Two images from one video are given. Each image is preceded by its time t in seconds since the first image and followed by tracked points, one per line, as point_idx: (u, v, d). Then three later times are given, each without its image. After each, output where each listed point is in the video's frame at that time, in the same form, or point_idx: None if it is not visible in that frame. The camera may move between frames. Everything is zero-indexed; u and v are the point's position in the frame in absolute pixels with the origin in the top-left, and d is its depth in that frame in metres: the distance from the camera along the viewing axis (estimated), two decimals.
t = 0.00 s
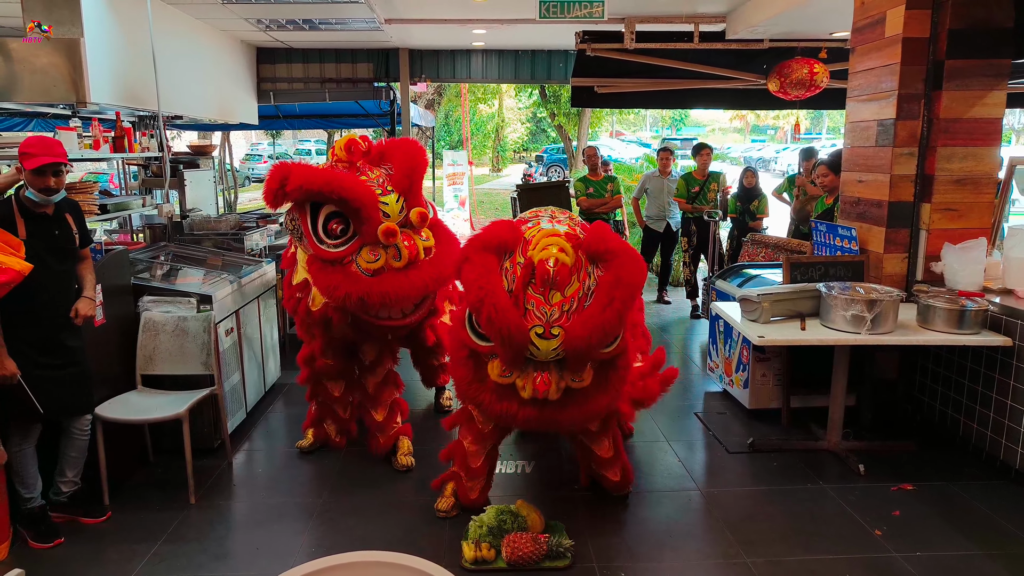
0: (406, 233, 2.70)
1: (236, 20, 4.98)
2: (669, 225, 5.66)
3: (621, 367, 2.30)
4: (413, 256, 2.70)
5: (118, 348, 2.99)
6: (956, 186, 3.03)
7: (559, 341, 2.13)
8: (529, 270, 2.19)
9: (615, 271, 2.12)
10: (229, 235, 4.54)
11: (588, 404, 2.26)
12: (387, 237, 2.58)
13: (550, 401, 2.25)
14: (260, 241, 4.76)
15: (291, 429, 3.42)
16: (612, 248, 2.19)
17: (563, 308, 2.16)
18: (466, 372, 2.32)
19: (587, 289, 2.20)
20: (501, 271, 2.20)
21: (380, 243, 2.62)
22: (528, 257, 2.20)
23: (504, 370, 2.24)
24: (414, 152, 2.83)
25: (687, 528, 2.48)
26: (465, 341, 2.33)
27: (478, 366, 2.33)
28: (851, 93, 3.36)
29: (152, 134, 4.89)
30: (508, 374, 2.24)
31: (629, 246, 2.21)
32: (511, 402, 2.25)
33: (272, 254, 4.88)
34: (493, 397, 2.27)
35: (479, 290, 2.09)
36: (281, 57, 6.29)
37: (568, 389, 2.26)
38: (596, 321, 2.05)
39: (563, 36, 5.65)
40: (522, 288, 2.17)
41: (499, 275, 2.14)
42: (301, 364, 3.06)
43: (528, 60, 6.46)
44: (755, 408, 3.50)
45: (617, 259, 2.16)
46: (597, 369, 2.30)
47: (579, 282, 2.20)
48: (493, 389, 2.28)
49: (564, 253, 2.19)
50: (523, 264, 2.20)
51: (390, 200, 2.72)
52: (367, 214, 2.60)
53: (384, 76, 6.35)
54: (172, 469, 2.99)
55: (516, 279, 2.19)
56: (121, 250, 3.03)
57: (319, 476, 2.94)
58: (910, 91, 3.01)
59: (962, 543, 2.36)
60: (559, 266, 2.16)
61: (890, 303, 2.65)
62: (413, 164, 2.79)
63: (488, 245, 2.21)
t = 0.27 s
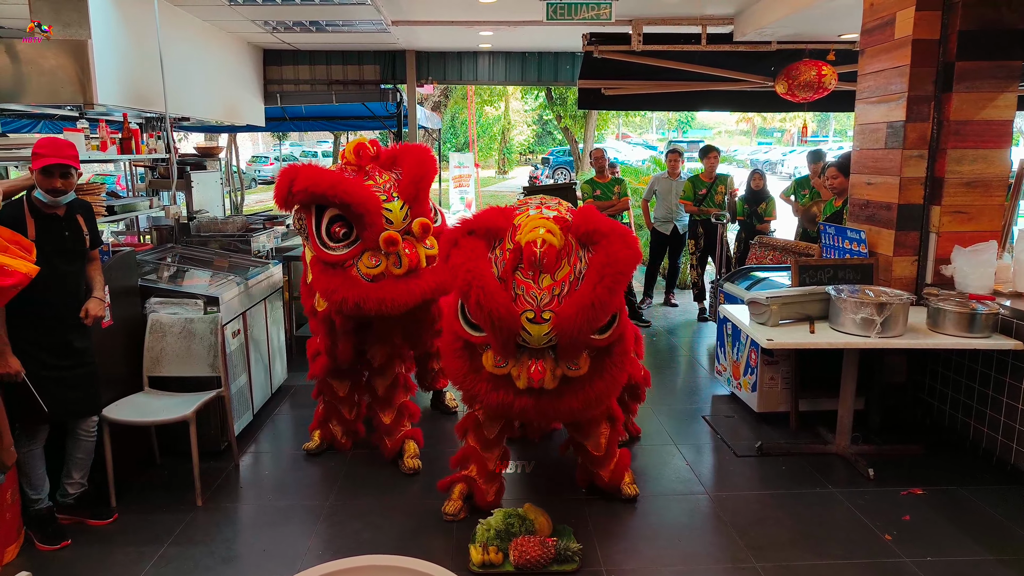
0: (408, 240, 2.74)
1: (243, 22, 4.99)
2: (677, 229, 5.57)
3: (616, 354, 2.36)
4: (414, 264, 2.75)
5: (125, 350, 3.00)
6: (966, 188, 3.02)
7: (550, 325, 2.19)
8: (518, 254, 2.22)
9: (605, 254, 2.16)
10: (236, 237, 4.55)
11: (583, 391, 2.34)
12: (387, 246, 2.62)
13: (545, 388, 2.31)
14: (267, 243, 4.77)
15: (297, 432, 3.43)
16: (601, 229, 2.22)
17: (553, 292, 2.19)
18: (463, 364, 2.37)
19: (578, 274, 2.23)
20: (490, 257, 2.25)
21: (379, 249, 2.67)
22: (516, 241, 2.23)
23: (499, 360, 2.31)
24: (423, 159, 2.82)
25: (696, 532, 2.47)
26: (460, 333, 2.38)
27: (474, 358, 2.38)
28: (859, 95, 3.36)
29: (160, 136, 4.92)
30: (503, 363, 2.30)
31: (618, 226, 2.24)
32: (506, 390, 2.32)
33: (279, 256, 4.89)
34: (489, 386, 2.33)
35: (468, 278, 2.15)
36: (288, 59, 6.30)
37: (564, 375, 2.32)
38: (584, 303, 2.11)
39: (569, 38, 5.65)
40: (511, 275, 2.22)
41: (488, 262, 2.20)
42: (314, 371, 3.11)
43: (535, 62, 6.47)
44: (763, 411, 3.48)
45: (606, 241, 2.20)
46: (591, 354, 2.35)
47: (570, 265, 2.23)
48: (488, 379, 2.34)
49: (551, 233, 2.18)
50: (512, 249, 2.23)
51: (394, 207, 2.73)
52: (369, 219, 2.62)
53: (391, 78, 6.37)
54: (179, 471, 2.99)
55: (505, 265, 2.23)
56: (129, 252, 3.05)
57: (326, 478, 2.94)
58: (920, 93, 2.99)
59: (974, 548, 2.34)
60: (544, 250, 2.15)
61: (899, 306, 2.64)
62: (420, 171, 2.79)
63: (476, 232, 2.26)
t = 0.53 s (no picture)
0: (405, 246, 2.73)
1: (251, 23, 5.01)
2: (686, 230, 5.57)
3: (606, 352, 2.34)
4: (411, 272, 2.73)
5: (134, 352, 3.02)
6: (977, 190, 3.00)
7: (535, 323, 2.19)
8: (500, 254, 2.24)
9: (586, 249, 2.17)
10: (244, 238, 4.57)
11: (573, 391, 2.30)
12: (384, 250, 2.64)
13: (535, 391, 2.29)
14: (276, 244, 4.80)
15: (306, 433, 3.44)
16: (582, 226, 2.24)
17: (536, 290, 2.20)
18: (454, 370, 2.37)
19: (561, 271, 2.24)
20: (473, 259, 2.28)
21: (376, 254, 2.68)
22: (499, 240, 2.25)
23: (488, 364, 2.31)
24: (431, 165, 2.82)
25: (705, 534, 2.47)
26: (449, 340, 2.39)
27: (465, 364, 2.38)
28: (870, 96, 3.35)
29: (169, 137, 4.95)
30: (492, 366, 2.30)
31: (600, 224, 2.25)
32: (496, 394, 2.31)
33: (287, 256, 4.92)
34: (479, 391, 2.32)
35: (450, 279, 2.18)
36: (296, 60, 6.29)
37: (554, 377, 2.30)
38: (565, 298, 2.12)
39: (577, 39, 5.64)
40: (493, 275, 2.23)
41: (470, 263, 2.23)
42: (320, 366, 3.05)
43: (543, 63, 6.47)
44: (773, 413, 3.48)
45: (588, 237, 2.21)
46: (581, 355, 2.33)
47: (553, 264, 2.24)
48: (478, 384, 2.34)
49: (531, 229, 2.20)
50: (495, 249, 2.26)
51: (395, 212, 2.74)
52: (366, 224, 2.66)
53: (399, 79, 6.38)
54: (188, 472, 3.01)
55: (488, 265, 2.26)
56: (138, 253, 3.07)
57: (335, 479, 2.95)
58: (931, 93, 2.98)
59: (986, 551, 2.33)
60: (523, 248, 2.17)
61: (911, 308, 2.62)
62: (427, 177, 2.79)
63: (459, 237, 2.34)
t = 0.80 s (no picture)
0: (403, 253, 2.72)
1: (257, 25, 5.03)
2: (692, 230, 5.58)
3: (577, 344, 2.36)
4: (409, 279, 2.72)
5: (141, 353, 3.04)
6: (984, 191, 3.00)
7: (505, 315, 2.19)
8: (470, 245, 2.24)
9: (557, 242, 2.18)
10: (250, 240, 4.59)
11: (543, 381, 2.33)
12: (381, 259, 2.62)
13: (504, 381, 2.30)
14: (281, 245, 4.81)
15: (312, 434, 3.46)
16: (552, 217, 2.25)
17: (506, 283, 2.21)
18: (422, 360, 2.36)
19: (532, 263, 2.25)
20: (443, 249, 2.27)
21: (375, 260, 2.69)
22: (468, 232, 2.26)
23: (457, 354, 2.30)
24: (434, 174, 2.79)
25: (711, 535, 2.47)
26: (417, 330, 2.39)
27: (434, 354, 2.38)
28: (876, 96, 3.34)
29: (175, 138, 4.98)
30: (461, 357, 2.30)
31: (569, 214, 2.27)
32: (466, 384, 2.32)
33: (293, 258, 4.94)
34: (449, 381, 2.33)
35: (419, 271, 2.18)
36: (302, 61, 6.31)
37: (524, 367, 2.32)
38: (536, 291, 2.13)
39: (582, 40, 5.64)
40: (462, 266, 2.23)
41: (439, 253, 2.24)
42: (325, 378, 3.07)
43: (548, 64, 6.48)
44: (779, 414, 3.47)
45: (558, 228, 2.22)
46: (551, 345, 2.35)
47: (523, 255, 2.25)
48: (447, 374, 2.34)
49: (501, 223, 2.21)
50: (464, 241, 2.25)
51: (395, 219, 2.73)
52: (366, 230, 2.68)
53: (404, 80, 6.40)
54: (194, 473, 3.02)
55: (457, 255, 2.26)
56: (145, 254, 3.08)
57: (341, 480, 2.97)
58: (937, 94, 2.98)
59: (993, 553, 2.32)
60: (494, 241, 2.18)
61: (918, 309, 2.62)
62: (432, 187, 2.78)
63: (428, 223, 2.32)
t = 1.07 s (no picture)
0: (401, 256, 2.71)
1: (261, 26, 5.05)
2: (695, 231, 5.59)
3: (566, 340, 2.36)
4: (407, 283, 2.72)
5: (145, 353, 3.05)
6: (988, 191, 2.99)
7: (488, 315, 2.19)
8: (452, 245, 2.24)
9: (538, 237, 2.16)
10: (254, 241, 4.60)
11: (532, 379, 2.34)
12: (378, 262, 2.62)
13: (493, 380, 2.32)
14: (285, 246, 4.83)
15: (315, 434, 3.47)
16: (534, 213, 2.23)
17: (489, 282, 2.20)
18: (415, 361, 2.40)
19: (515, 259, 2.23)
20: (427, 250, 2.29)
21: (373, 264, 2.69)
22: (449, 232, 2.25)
23: (446, 355, 2.34)
24: (435, 177, 2.78)
25: (713, 536, 2.47)
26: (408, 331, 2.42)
27: (426, 354, 2.41)
28: (880, 97, 3.34)
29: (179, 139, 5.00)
30: (450, 357, 2.33)
31: (549, 207, 2.23)
32: (457, 384, 2.35)
33: (296, 259, 4.95)
34: (439, 382, 2.36)
35: (399, 273, 2.19)
36: (306, 63, 6.33)
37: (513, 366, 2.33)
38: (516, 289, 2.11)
39: (586, 41, 5.64)
40: (445, 265, 2.24)
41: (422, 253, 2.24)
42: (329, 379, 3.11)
43: (551, 65, 6.49)
44: (782, 415, 3.47)
45: (538, 224, 2.20)
46: (541, 342, 2.35)
47: (506, 253, 2.23)
48: (439, 375, 2.37)
49: (481, 221, 2.20)
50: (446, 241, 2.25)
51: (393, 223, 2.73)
52: (363, 234, 2.67)
53: (408, 82, 6.42)
54: (197, 474, 3.03)
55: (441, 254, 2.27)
56: (149, 255, 3.10)
57: (343, 481, 2.97)
58: (940, 94, 2.97)
59: (997, 554, 2.32)
60: (472, 240, 2.17)
61: (921, 309, 2.61)
62: (431, 189, 2.77)
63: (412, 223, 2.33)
